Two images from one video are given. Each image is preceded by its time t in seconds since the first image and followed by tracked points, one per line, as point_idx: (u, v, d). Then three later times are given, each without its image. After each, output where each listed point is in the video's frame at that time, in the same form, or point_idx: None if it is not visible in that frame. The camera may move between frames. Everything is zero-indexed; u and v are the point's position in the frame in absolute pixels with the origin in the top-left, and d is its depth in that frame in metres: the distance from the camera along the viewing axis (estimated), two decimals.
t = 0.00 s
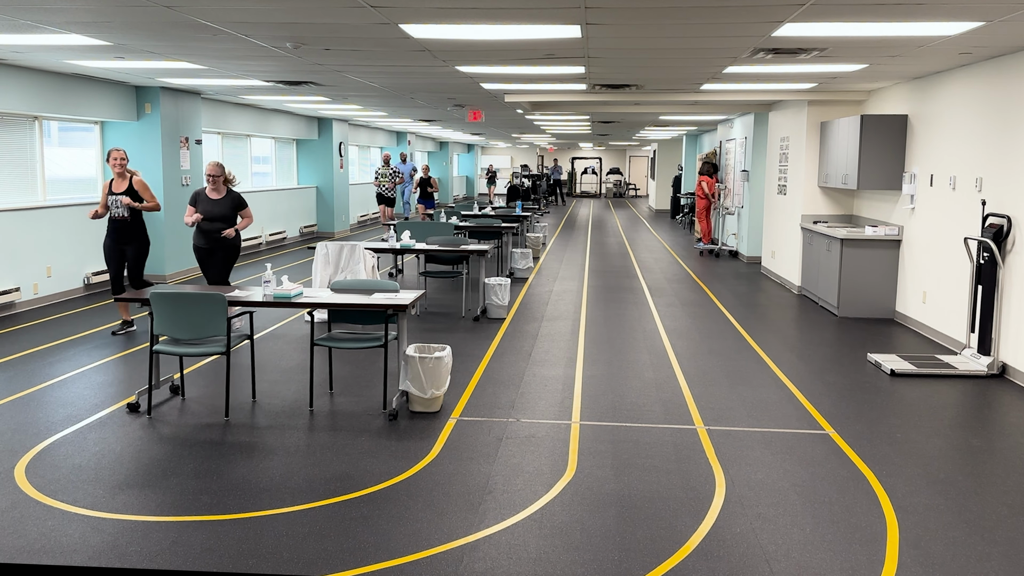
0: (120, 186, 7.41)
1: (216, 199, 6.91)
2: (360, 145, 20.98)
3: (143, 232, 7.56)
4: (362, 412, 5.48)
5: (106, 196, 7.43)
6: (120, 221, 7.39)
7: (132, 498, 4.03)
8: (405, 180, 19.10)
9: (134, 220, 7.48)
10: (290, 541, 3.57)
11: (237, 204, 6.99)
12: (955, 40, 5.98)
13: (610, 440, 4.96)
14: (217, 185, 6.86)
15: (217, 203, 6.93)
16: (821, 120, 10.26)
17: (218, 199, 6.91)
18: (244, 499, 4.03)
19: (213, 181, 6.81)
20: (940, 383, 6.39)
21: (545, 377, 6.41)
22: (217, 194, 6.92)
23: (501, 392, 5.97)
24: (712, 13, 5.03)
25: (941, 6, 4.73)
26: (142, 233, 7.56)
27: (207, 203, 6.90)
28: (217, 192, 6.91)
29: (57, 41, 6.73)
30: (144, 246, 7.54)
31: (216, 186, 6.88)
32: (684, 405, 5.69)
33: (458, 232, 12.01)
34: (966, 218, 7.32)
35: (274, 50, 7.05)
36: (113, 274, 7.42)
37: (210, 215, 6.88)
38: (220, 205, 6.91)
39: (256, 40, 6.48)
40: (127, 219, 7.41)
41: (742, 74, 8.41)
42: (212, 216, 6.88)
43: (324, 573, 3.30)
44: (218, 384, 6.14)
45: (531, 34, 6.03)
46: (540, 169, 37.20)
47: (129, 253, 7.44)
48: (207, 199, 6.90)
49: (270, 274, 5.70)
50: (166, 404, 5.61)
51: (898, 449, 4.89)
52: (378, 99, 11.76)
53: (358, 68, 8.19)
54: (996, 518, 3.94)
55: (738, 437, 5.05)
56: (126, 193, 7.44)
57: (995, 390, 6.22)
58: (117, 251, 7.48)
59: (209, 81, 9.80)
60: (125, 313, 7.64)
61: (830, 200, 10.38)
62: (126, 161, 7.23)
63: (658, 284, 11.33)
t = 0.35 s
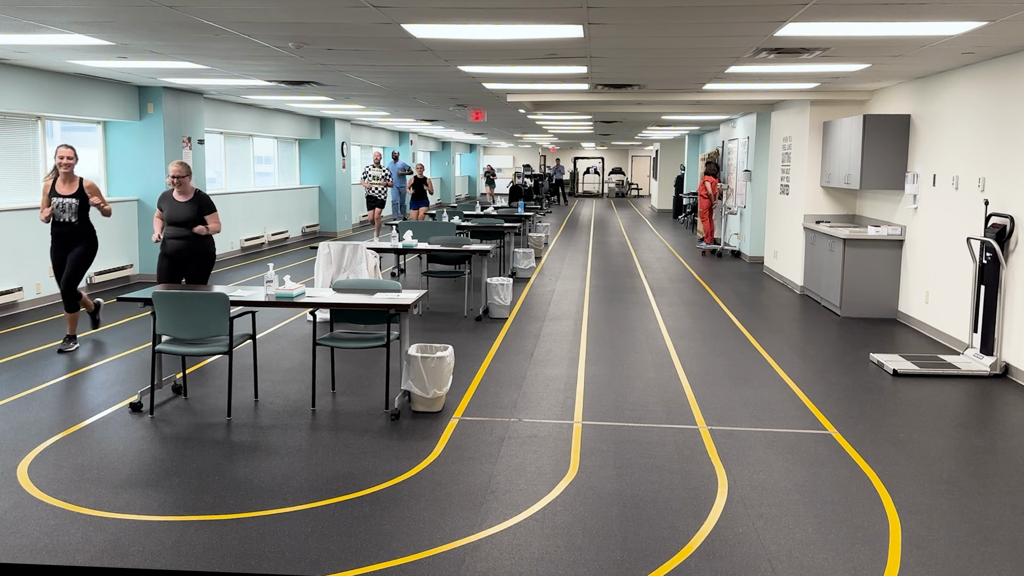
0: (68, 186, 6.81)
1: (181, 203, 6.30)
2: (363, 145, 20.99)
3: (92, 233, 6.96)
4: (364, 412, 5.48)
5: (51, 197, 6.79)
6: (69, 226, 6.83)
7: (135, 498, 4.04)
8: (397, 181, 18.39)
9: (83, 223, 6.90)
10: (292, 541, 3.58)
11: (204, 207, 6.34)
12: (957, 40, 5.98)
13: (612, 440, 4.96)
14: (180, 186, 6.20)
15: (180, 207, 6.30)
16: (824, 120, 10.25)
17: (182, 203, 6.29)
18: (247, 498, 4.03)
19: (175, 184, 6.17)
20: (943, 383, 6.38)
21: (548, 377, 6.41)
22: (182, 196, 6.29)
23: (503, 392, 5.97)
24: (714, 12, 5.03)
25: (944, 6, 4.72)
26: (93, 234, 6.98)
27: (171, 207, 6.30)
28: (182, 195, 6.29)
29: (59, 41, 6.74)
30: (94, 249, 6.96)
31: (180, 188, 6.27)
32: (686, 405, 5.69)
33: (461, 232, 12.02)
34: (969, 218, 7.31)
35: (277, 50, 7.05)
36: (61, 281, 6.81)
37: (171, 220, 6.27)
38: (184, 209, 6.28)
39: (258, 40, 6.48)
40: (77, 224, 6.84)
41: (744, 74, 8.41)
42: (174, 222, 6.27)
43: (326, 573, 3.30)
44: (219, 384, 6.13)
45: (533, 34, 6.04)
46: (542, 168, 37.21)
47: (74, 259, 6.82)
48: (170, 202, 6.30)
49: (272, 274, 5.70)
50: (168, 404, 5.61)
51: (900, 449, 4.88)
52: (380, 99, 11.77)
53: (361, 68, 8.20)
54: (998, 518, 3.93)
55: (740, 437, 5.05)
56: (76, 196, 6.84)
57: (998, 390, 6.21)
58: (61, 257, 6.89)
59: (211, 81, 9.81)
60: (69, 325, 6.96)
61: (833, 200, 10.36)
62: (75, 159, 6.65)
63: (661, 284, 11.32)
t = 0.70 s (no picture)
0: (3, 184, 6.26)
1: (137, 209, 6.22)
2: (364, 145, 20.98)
3: (29, 236, 6.41)
4: (365, 412, 5.48)
5: None
6: (2, 224, 6.26)
7: (136, 498, 4.04)
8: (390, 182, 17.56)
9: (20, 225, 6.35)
10: (293, 540, 3.58)
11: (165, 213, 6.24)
12: (960, 40, 5.97)
13: (613, 440, 4.96)
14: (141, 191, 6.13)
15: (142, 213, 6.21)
16: (826, 120, 10.24)
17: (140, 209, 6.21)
18: (248, 498, 4.04)
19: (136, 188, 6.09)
20: (945, 383, 6.38)
21: (549, 377, 6.40)
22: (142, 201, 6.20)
23: (504, 392, 5.97)
24: (716, 12, 5.03)
25: (946, 5, 4.72)
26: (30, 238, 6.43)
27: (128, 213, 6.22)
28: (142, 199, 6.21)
29: (61, 41, 6.75)
30: (33, 254, 6.44)
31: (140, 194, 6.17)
32: (687, 405, 5.69)
33: (462, 232, 12.02)
34: (971, 218, 7.30)
35: (278, 50, 7.06)
36: None
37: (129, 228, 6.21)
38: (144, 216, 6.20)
39: (260, 40, 6.49)
40: (11, 222, 6.27)
41: (746, 75, 8.42)
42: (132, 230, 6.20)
43: (327, 573, 3.30)
44: (220, 384, 6.13)
45: (535, 34, 6.04)
46: (544, 168, 37.23)
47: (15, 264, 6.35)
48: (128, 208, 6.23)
49: (274, 274, 5.70)
50: (170, 403, 5.62)
51: (902, 450, 4.88)
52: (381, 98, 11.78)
53: (362, 68, 8.20)
54: (1000, 519, 3.93)
55: (741, 437, 5.05)
56: (8, 192, 6.27)
57: (999, 391, 6.21)
58: None
59: (214, 80, 9.81)
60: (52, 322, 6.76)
61: (834, 200, 10.35)
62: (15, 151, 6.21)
63: (662, 284, 11.31)
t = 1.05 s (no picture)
0: None
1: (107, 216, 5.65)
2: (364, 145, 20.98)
3: None
4: (366, 412, 5.48)
5: None
6: None
7: (136, 497, 4.04)
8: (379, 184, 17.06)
9: None
10: (293, 540, 3.58)
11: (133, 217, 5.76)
12: (960, 40, 5.97)
13: (613, 440, 4.96)
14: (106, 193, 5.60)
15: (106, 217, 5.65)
16: (826, 120, 10.24)
17: (109, 215, 5.64)
18: (248, 498, 4.04)
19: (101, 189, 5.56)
20: (945, 383, 6.38)
21: (549, 377, 6.40)
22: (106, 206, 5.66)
23: (505, 392, 5.97)
24: (716, 12, 5.02)
25: (947, 6, 4.71)
26: None
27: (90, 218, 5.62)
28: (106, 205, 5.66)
29: (62, 41, 6.76)
30: None
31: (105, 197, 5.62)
32: (687, 405, 5.69)
33: (463, 232, 12.02)
34: (971, 218, 7.30)
35: (278, 50, 7.07)
36: None
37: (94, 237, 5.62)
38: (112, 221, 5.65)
39: (261, 40, 6.49)
40: None
41: (746, 75, 8.43)
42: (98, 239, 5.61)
43: (327, 573, 3.30)
44: (220, 384, 6.13)
45: (536, 34, 6.04)
46: (544, 168, 37.25)
47: None
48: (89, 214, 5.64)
49: (275, 274, 5.70)
50: (170, 403, 5.62)
51: (902, 450, 4.88)
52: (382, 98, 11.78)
53: (363, 68, 8.21)
54: (1000, 519, 3.93)
55: (742, 437, 5.04)
56: None
57: (1000, 391, 6.20)
58: None
59: (215, 80, 9.82)
60: None
61: (835, 200, 10.34)
62: None
63: (663, 284, 11.31)
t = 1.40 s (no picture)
0: None
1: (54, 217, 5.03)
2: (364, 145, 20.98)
3: None
4: (366, 411, 5.48)
5: None
6: None
7: (136, 497, 4.04)
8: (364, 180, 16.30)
9: None
10: (292, 540, 3.58)
11: (85, 228, 5.05)
12: (961, 40, 5.96)
13: (613, 440, 4.96)
14: (61, 197, 4.98)
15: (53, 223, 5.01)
16: (826, 121, 10.25)
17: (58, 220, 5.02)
18: (248, 498, 4.04)
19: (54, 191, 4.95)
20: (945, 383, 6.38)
21: (549, 377, 6.40)
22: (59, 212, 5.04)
23: (504, 392, 5.97)
24: (716, 12, 5.02)
25: (947, 6, 4.71)
26: None
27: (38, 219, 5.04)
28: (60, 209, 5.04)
29: (63, 40, 6.76)
30: None
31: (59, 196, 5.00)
32: (687, 405, 5.69)
33: (462, 232, 12.02)
34: (971, 218, 7.30)
35: (279, 50, 7.07)
36: None
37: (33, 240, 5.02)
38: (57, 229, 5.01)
39: (261, 40, 6.49)
40: None
41: (746, 75, 8.44)
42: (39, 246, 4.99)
43: (327, 573, 3.30)
44: (220, 384, 6.13)
45: (536, 34, 6.04)
46: (544, 168, 37.26)
47: None
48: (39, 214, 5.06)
49: (275, 274, 5.69)
50: (170, 403, 5.63)
51: (902, 450, 4.88)
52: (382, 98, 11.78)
53: (364, 68, 8.21)
54: (999, 519, 3.93)
55: (741, 437, 5.05)
56: None
57: (1000, 391, 6.20)
58: None
59: (215, 80, 9.82)
60: None
61: (835, 200, 10.35)
62: None
63: (663, 284, 11.31)
